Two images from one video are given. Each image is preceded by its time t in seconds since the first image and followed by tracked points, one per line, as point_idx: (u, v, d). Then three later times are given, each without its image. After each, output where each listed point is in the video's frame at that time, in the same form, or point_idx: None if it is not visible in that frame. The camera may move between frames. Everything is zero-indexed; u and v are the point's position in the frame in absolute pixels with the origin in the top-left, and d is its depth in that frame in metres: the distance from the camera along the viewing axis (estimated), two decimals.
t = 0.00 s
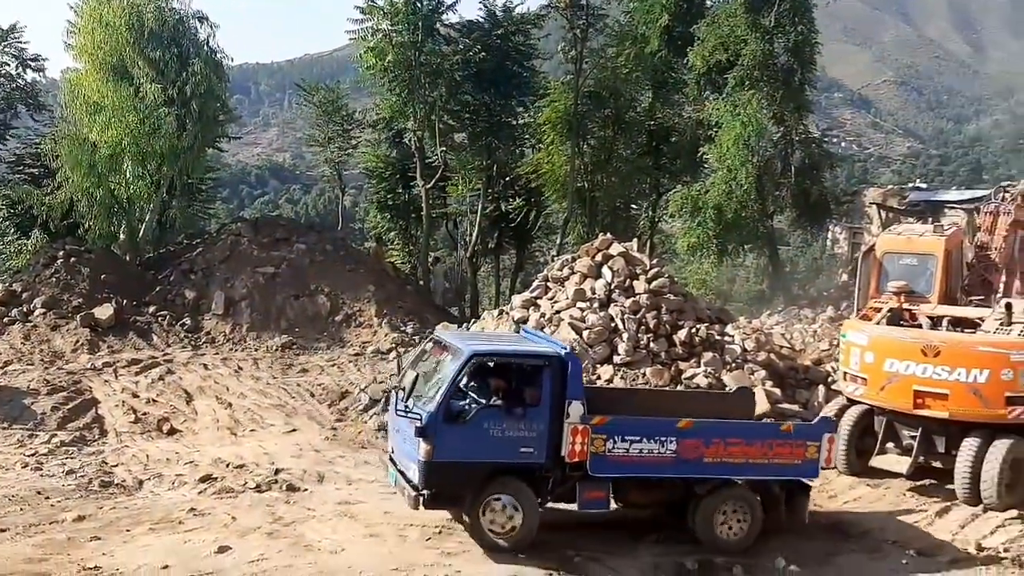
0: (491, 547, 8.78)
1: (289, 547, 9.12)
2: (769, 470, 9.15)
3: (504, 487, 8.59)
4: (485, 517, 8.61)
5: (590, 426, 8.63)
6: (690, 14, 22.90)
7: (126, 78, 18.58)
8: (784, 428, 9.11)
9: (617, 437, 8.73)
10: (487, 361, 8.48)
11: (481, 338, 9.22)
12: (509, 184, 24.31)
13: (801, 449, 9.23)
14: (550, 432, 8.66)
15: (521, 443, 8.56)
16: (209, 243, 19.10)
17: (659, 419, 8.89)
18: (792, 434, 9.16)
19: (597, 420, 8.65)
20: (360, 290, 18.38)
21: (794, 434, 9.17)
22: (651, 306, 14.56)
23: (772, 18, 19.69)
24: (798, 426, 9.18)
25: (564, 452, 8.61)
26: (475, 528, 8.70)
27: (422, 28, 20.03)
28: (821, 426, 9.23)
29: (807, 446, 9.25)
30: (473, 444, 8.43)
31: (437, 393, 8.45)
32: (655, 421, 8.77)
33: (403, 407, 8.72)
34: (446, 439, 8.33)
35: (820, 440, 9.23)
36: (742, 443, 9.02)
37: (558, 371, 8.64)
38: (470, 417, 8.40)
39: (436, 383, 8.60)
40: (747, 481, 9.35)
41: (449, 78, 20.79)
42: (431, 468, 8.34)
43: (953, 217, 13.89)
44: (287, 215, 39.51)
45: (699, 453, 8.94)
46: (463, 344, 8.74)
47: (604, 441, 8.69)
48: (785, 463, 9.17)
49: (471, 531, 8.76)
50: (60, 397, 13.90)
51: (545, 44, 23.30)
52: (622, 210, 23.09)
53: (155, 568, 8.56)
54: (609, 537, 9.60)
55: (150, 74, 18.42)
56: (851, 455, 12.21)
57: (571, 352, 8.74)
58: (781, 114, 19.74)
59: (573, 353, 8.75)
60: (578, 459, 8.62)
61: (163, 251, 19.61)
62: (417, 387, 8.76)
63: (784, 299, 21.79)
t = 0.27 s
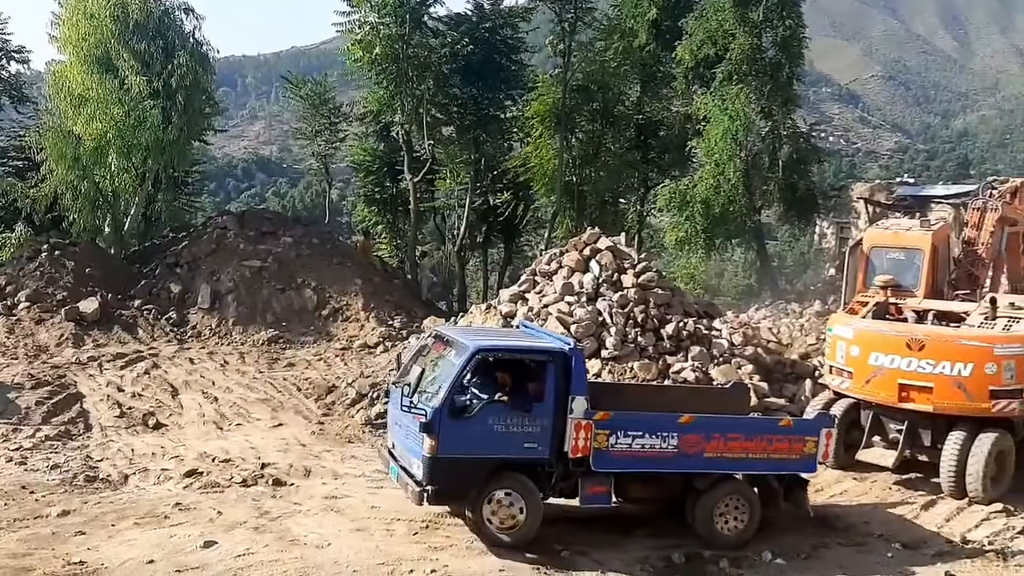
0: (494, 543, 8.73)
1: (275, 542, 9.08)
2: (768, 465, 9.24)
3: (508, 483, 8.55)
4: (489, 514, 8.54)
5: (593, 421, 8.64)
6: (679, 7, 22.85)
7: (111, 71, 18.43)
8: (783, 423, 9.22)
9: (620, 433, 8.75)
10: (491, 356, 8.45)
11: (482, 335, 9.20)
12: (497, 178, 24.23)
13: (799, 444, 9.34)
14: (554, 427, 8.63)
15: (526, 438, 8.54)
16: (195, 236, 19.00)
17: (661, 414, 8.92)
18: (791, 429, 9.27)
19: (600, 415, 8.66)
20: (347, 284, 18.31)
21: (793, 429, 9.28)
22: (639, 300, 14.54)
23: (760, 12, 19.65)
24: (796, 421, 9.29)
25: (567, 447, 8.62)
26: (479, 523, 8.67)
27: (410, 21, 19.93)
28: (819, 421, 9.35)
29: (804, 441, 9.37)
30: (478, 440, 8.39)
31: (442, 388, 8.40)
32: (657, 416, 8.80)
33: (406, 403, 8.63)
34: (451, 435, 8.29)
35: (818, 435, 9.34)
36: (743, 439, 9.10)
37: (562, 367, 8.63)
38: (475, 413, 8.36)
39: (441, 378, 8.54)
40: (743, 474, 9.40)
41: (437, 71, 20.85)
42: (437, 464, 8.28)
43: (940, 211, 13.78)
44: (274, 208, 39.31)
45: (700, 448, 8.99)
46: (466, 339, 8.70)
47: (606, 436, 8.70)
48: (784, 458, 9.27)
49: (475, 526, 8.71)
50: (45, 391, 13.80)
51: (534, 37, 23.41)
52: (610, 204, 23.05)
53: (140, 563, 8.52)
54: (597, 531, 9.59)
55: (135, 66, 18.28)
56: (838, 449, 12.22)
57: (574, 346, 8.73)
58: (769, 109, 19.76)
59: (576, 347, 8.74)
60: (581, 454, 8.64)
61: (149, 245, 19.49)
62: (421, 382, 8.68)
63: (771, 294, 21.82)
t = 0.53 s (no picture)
0: (486, 540, 8.73)
1: (260, 539, 9.07)
2: (757, 461, 9.33)
3: (500, 480, 8.57)
4: (481, 511, 8.56)
5: (585, 418, 8.69)
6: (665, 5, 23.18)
7: (95, 66, 18.34)
8: (772, 420, 9.32)
9: (612, 430, 8.80)
10: (484, 353, 8.46)
11: (474, 331, 9.20)
12: (484, 174, 24.25)
13: (788, 440, 9.44)
14: (547, 424, 8.66)
15: (518, 435, 8.56)
16: (180, 232, 18.95)
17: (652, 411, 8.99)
18: (780, 425, 9.37)
19: (592, 412, 8.71)
20: (333, 281, 18.30)
21: (781, 425, 9.38)
22: (624, 297, 14.58)
23: (746, 9, 19.72)
24: (785, 418, 9.40)
25: (559, 444, 8.65)
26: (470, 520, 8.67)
27: (396, 17, 19.95)
28: (807, 418, 9.46)
29: (793, 437, 9.47)
30: (471, 437, 8.40)
31: (435, 386, 8.41)
32: (649, 413, 8.87)
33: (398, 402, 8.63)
34: (444, 432, 8.30)
35: (806, 432, 9.46)
36: (732, 435, 9.19)
37: (555, 363, 8.65)
38: (468, 410, 8.37)
39: (434, 375, 8.54)
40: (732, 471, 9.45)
41: (424, 66, 20.85)
42: (430, 462, 8.28)
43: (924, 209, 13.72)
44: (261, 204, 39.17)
45: (690, 445, 9.06)
46: (459, 337, 8.70)
47: (598, 433, 8.76)
48: (772, 454, 9.37)
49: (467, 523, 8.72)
50: (29, 389, 13.73)
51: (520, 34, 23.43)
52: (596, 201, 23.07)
53: (124, 561, 8.51)
54: (582, 527, 9.62)
55: (119, 61, 18.20)
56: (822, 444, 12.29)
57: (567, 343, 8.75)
58: (754, 106, 19.86)
59: (569, 344, 8.77)
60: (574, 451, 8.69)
61: (133, 242, 19.42)
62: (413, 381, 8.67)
63: (757, 290, 21.89)
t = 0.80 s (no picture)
0: (473, 537, 8.74)
1: (242, 536, 9.06)
2: (743, 457, 9.41)
3: (489, 477, 8.58)
4: (469, 508, 8.56)
5: (573, 415, 8.74)
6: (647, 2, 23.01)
7: (75, 61, 18.22)
8: (757, 415, 9.40)
9: (599, 426, 8.85)
10: (473, 350, 8.47)
11: (461, 329, 9.20)
12: (467, 170, 24.28)
13: (772, 435, 9.52)
14: (535, 421, 8.68)
15: (506, 432, 8.57)
16: (162, 229, 18.86)
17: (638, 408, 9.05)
18: (764, 421, 9.45)
19: (579, 409, 8.75)
20: (315, 277, 18.27)
21: (766, 421, 9.46)
22: (607, 293, 14.61)
23: (728, 7, 19.80)
24: (769, 414, 9.48)
25: (547, 441, 8.68)
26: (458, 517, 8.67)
27: (379, 13, 19.95)
28: (792, 414, 9.55)
29: (777, 433, 9.55)
30: (460, 434, 8.41)
31: (423, 383, 8.40)
32: (635, 409, 8.92)
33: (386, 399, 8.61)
34: (433, 429, 8.30)
35: (790, 427, 9.55)
36: (718, 431, 9.27)
37: (542, 360, 8.68)
38: (457, 407, 8.38)
39: (421, 373, 8.54)
40: (717, 467, 9.51)
41: (406, 63, 20.75)
42: (418, 459, 8.28)
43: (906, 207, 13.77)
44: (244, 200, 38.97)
45: (676, 441, 9.13)
46: (447, 334, 8.71)
47: (585, 430, 8.81)
48: (757, 449, 9.45)
49: (453, 521, 8.69)
50: (9, 386, 13.63)
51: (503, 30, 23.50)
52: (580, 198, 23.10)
53: (105, 558, 8.48)
54: (566, 523, 9.65)
55: (99, 56, 18.08)
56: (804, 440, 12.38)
57: (555, 340, 8.78)
58: (736, 104, 19.97)
59: (557, 342, 8.80)
60: (561, 448, 8.72)
61: (114, 238, 19.31)
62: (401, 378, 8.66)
63: (739, 287, 22.00)
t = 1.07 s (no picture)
0: (458, 531, 8.74)
1: (223, 530, 9.02)
2: (726, 450, 9.45)
3: (473, 471, 8.58)
4: (453, 503, 8.56)
5: (558, 409, 8.73)
6: None
7: (53, 52, 18.05)
8: (740, 408, 9.44)
9: (584, 419, 8.85)
10: (457, 344, 8.47)
11: (445, 322, 9.19)
12: (450, 164, 24.28)
13: (755, 428, 9.57)
14: (520, 415, 8.68)
15: (491, 426, 8.58)
16: (142, 222, 18.73)
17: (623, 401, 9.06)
18: (747, 414, 9.50)
19: (564, 402, 8.73)
20: (297, 271, 18.21)
21: (749, 414, 9.51)
22: (590, 288, 14.59)
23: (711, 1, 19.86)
24: (752, 407, 9.52)
25: (532, 435, 8.68)
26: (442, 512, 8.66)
27: (361, 6, 19.97)
28: (774, 407, 9.60)
29: (760, 426, 9.61)
30: (444, 428, 8.41)
31: (408, 377, 8.38)
32: (619, 403, 8.93)
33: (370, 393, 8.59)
34: (417, 424, 8.29)
35: (773, 420, 9.60)
36: (701, 424, 9.30)
37: (527, 355, 8.68)
38: (442, 401, 8.38)
39: (406, 367, 8.52)
40: (700, 460, 9.55)
41: (388, 56, 20.65)
42: (403, 453, 8.27)
43: (886, 202, 13.88)
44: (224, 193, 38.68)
45: (660, 434, 9.15)
46: (432, 328, 8.69)
47: (570, 424, 8.79)
48: (740, 442, 9.49)
49: (437, 516, 8.67)
50: None
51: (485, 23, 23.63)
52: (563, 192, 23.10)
53: (84, 553, 8.42)
54: (550, 516, 9.67)
55: (79, 48, 17.92)
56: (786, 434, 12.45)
57: (539, 335, 8.79)
58: (718, 98, 20.05)
59: (541, 336, 8.80)
60: (546, 442, 8.73)
61: (94, 232, 19.16)
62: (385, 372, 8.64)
63: (721, 281, 22.08)
